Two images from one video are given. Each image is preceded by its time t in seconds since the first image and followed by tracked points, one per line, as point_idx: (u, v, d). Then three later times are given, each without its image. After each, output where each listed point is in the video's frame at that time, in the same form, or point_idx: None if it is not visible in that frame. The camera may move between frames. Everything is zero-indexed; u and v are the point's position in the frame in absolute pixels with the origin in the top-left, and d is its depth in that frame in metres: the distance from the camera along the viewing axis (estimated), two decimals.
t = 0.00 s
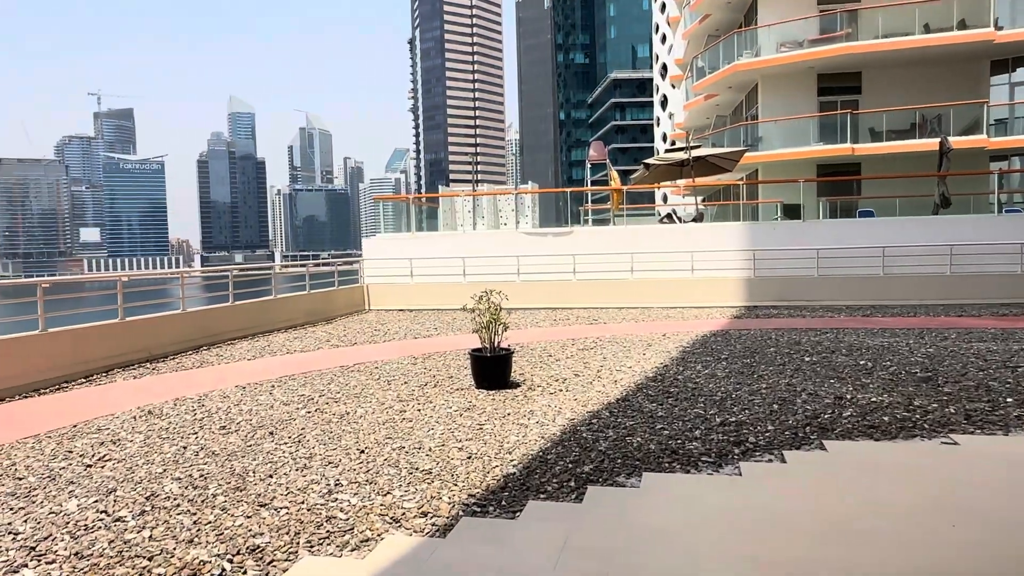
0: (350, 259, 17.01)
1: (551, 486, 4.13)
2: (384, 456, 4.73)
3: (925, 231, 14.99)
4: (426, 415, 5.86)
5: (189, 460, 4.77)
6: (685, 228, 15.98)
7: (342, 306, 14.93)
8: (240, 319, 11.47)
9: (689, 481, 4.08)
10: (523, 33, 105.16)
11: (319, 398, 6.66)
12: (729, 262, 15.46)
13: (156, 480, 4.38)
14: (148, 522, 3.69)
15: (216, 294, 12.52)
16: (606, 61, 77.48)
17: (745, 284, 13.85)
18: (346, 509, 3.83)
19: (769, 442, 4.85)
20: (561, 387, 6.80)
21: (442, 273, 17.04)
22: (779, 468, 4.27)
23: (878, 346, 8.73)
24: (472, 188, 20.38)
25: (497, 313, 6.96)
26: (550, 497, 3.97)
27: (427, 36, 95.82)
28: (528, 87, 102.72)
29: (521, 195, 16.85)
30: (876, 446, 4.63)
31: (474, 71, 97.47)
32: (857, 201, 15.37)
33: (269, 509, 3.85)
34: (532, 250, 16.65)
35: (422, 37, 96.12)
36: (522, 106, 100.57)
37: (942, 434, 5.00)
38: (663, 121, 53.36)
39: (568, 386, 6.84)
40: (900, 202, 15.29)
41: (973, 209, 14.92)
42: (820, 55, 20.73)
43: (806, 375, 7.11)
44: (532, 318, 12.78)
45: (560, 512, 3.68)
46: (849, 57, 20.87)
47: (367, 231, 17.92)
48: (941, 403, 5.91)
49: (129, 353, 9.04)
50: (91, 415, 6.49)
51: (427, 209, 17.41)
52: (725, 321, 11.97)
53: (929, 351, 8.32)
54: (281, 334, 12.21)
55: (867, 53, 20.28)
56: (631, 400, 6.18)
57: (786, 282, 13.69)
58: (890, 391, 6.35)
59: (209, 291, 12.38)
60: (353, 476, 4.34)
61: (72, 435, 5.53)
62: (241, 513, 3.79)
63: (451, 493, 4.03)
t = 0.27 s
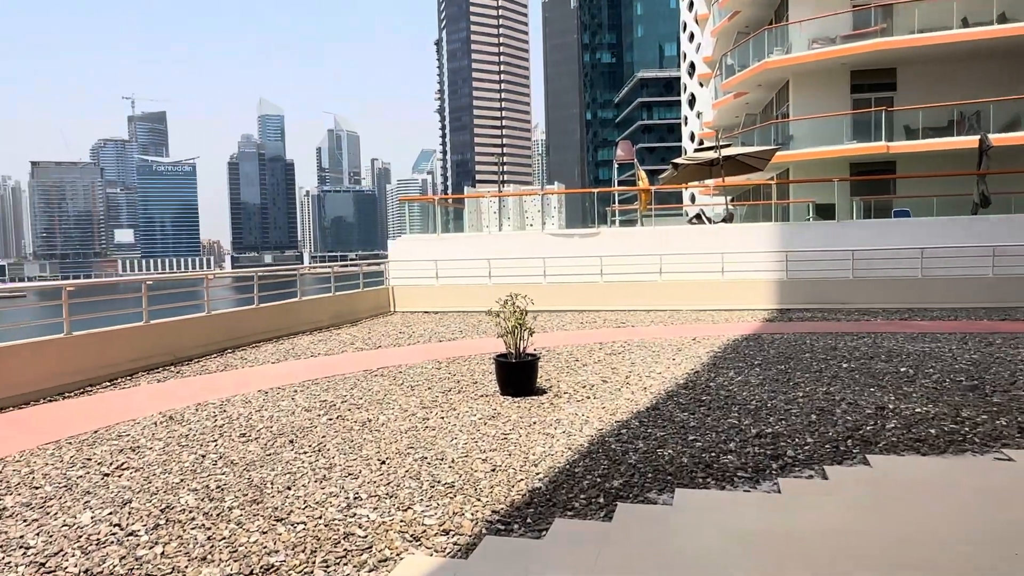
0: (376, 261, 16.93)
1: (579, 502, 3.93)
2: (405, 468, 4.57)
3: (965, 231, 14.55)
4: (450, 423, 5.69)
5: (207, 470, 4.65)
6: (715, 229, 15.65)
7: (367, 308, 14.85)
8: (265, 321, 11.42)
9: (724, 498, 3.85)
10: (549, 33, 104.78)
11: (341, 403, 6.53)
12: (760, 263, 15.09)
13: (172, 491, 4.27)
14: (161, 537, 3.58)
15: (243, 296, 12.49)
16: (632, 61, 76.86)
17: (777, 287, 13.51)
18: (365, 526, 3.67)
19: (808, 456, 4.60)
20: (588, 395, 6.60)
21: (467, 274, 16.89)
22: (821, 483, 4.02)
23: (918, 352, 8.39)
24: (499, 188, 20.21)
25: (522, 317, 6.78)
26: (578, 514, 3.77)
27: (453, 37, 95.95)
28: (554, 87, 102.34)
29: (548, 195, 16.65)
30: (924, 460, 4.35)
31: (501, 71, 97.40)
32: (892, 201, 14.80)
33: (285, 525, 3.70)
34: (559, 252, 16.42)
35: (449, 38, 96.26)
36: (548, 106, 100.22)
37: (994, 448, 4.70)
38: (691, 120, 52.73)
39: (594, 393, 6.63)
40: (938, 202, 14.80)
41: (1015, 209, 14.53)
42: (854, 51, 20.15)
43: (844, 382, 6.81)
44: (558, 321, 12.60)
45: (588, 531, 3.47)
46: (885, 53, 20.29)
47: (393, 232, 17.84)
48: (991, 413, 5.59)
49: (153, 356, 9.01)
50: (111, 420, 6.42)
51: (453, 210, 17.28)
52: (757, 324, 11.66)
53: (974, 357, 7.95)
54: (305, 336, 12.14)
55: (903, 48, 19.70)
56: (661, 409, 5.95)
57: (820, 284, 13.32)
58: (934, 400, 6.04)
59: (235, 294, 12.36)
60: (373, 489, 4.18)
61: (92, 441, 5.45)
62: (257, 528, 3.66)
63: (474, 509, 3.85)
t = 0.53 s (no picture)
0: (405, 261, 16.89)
1: (613, 514, 3.75)
2: (432, 475, 4.43)
3: (1011, 230, 14.03)
4: (479, 428, 5.55)
5: (232, 475, 4.57)
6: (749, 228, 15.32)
7: (396, 309, 14.81)
8: (294, 322, 11.41)
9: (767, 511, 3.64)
10: (579, 31, 104.27)
11: (368, 406, 6.43)
12: (797, 263, 14.72)
13: (196, 497, 4.19)
14: (182, 546, 3.48)
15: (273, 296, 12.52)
16: (663, 59, 76.11)
17: (814, 288, 13.16)
18: (390, 536, 3.54)
19: (855, 467, 4.35)
20: (621, 399, 6.40)
21: (496, 275, 16.77)
22: (871, 497, 3.78)
23: (967, 356, 8.02)
24: (528, 188, 20.07)
25: (553, 319, 6.60)
26: (613, 527, 3.59)
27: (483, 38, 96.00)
28: (583, 87, 101.79)
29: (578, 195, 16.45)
30: (982, 473, 4.08)
31: (530, 71, 97.18)
32: (932, 199, 14.32)
33: (310, 534, 3.59)
34: (589, 252, 16.22)
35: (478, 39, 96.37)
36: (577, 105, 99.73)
37: None
38: (723, 118, 51.99)
39: (627, 398, 6.44)
40: (981, 200, 14.30)
41: None
42: (893, 46, 19.58)
43: (890, 388, 6.51)
44: (588, 323, 12.40)
45: (622, 545, 3.29)
46: (926, 47, 19.69)
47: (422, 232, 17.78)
48: None
49: (184, 357, 9.03)
50: (140, 421, 6.41)
51: (482, 210, 17.18)
52: (793, 326, 11.35)
53: None
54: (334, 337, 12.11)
55: (944, 42, 19.11)
56: (697, 415, 5.74)
57: (859, 285, 12.93)
58: (988, 408, 5.72)
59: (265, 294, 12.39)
60: (399, 497, 4.06)
61: (120, 443, 5.42)
62: (280, 538, 3.55)
63: (504, 520, 3.70)
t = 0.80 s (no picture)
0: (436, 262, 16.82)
1: (652, 530, 3.55)
2: (463, 485, 4.28)
3: None
4: (511, 435, 5.38)
5: (259, 482, 4.47)
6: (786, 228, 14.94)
7: (426, 310, 14.74)
8: (325, 324, 11.38)
9: (817, 531, 3.40)
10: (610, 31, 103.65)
11: (398, 411, 6.30)
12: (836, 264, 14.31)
13: (221, 505, 4.09)
14: (205, 557, 3.37)
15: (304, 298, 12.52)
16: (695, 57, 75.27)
17: (855, 290, 12.76)
18: (418, 551, 3.39)
19: (910, 483, 4.10)
20: (657, 406, 6.18)
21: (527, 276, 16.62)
22: (930, 517, 3.52)
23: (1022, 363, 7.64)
24: (559, 188, 19.91)
25: (587, 322, 6.40)
26: (652, 545, 3.39)
27: (513, 38, 95.91)
28: (614, 86, 101.19)
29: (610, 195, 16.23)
30: None
31: (561, 71, 96.84)
32: (977, 199, 13.91)
33: (336, 547, 3.46)
34: (621, 253, 15.97)
35: (509, 39, 96.39)
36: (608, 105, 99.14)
37: None
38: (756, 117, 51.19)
39: (663, 404, 6.22)
40: None
41: None
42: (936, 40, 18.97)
43: (942, 396, 6.20)
44: (621, 325, 12.19)
45: (662, 565, 3.10)
46: (971, 41, 19.04)
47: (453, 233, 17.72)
48: None
49: (215, 359, 9.02)
50: (170, 424, 6.37)
51: (513, 210, 17.06)
52: (832, 330, 11.01)
53: None
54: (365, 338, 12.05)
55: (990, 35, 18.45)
56: (737, 423, 5.51)
57: (902, 287, 12.51)
58: None
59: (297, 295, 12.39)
60: (428, 509, 3.91)
61: (148, 448, 5.36)
62: (305, 551, 3.43)
63: (537, 535, 3.53)
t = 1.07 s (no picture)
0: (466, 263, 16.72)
1: (690, 547, 3.35)
2: (492, 495, 4.13)
3: None
4: (542, 442, 5.22)
5: (283, 489, 4.37)
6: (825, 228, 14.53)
7: (456, 311, 14.64)
8: (354, 325, 11.32)
9: (869, 552, 3.18)
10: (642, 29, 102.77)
11: (426, 416, 6.17)
12: (877, 265, 13.87)
13: (244, 513, 3.99)
14: (226, 569, 3.27)
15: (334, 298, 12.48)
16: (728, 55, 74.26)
17: (897, 291, 12.35)
18: (445, 566, 3.24)
19: (968, 500, 3.84)
20: (694, 413, 5.96)
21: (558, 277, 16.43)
22: (992, 539, 3.27)
23: None
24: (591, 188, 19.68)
25: (621, 325, 6.20)
26: (692, 563, 3.19)
27: (544, 38, 95.73)
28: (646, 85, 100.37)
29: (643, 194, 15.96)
30: None
31: (592, 71, 96.36)
32: None
33: (360, 560, 3.33)
34: (654, 253, 15.69)
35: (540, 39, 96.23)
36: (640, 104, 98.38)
37: None
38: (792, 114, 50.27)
39: (700, 411, 5.99)
40: None
41: None
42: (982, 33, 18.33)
43: (996, 405, 5.88)
44: (653, 327, 11.94)
45: None
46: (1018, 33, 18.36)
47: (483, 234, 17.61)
48: None
49: (245, 360, 9.00)
50: (197, 426, 6.32)
51: (544, 211, 16.89)
52: (874, 332, 10.64)
53: None
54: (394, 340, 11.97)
55: None
56: (778, 432, 5.28)
57: (948, 288, 12.06)
58: None
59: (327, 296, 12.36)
60: (456, 521, 3.76)
61: (175, 451, 5.30)
62: (328, 564, 3.30)
63: (568, 551, 3.36)
